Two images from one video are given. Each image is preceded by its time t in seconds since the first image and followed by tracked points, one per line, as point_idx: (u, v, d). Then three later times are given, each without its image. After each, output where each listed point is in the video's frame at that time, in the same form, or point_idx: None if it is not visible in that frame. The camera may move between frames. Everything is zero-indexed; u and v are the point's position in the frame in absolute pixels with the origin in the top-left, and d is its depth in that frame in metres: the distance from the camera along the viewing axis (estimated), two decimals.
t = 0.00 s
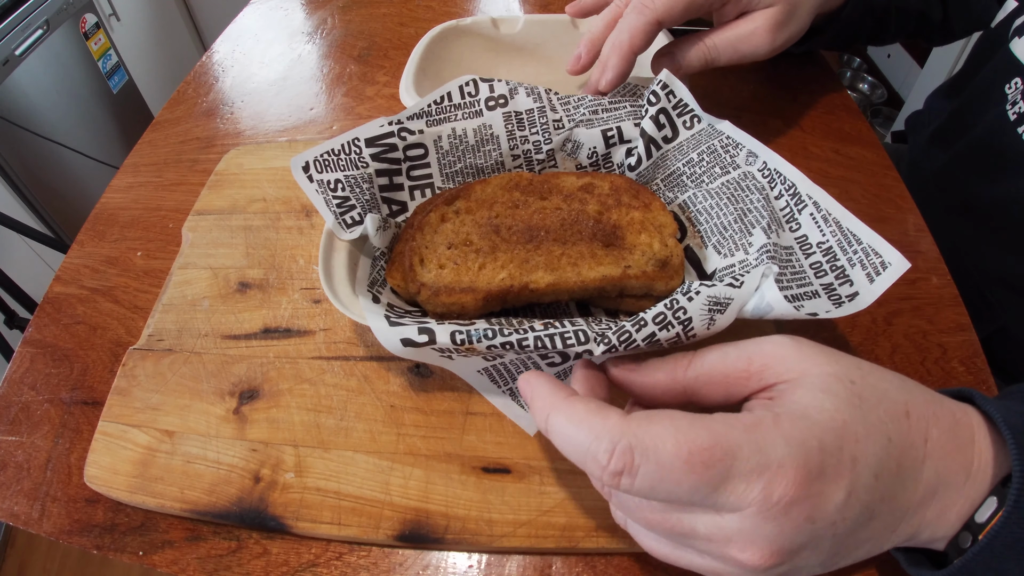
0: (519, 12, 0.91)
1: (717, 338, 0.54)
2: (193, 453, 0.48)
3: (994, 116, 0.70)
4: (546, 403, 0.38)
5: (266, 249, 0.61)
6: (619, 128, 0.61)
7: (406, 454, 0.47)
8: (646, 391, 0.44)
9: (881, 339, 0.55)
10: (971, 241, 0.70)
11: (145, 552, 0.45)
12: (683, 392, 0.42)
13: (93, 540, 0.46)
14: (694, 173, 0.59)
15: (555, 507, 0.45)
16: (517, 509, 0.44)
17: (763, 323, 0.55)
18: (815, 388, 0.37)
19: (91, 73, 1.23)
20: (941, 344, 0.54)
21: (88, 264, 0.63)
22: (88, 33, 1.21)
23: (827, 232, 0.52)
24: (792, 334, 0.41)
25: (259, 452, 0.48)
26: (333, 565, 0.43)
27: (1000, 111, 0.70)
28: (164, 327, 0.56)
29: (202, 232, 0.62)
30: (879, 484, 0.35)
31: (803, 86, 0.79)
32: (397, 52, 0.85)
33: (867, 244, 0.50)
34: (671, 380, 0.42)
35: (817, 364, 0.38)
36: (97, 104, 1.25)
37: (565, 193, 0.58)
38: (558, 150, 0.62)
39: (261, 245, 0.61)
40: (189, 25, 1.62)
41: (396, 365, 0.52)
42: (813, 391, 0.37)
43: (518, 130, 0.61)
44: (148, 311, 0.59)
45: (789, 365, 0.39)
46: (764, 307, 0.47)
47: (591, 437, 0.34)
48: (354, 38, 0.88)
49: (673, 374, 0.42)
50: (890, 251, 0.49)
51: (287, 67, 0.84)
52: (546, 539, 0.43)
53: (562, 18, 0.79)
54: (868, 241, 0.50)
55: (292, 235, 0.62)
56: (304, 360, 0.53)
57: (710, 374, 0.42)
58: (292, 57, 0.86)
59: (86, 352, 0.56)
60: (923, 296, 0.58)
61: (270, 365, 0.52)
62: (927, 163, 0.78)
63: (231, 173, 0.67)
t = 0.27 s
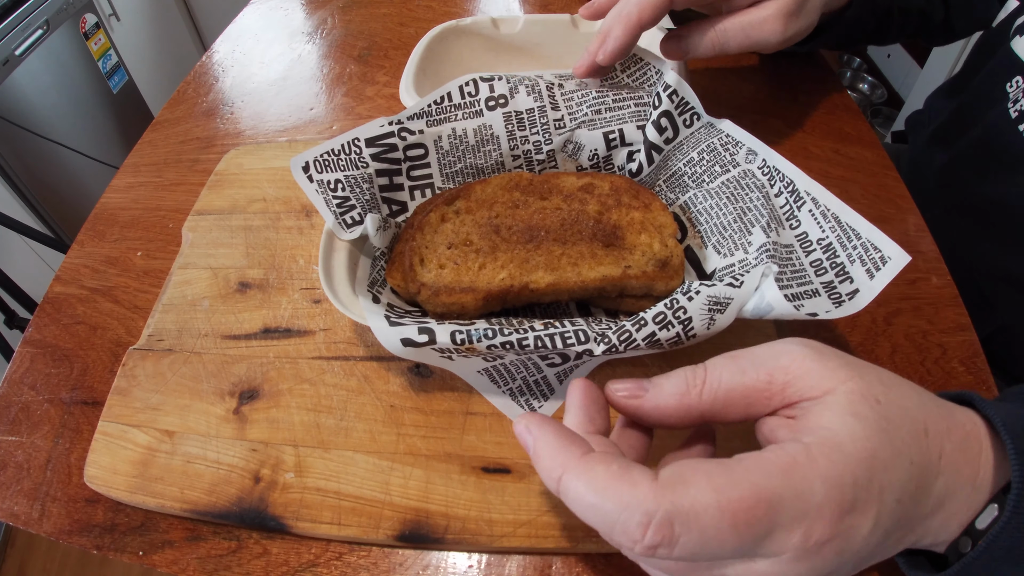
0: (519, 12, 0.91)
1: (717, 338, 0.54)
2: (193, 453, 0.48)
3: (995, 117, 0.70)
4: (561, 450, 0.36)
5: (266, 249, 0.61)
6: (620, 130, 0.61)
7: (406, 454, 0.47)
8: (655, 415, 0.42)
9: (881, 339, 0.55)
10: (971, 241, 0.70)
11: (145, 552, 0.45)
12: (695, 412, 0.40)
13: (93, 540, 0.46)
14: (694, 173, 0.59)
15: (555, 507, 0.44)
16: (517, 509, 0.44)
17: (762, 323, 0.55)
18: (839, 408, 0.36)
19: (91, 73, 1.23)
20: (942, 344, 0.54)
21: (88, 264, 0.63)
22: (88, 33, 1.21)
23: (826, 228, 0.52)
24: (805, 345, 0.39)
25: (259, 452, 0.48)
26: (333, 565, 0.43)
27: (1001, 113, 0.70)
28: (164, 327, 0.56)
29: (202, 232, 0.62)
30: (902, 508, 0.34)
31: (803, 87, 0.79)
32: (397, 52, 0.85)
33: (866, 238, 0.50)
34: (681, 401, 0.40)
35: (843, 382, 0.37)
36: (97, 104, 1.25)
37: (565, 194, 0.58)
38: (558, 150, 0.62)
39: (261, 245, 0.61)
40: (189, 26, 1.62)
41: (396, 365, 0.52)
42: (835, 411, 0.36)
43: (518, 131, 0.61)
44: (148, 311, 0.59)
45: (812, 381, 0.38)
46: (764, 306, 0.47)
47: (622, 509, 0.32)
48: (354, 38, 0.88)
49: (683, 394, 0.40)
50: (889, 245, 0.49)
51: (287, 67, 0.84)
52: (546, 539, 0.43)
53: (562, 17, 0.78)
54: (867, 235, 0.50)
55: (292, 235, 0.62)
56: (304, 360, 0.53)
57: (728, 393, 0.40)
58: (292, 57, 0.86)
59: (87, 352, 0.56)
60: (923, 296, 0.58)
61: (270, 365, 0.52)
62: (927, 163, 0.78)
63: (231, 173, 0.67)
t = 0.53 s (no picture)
0: (519, 12, 0.91)
1: (717, 338, 0.54)
2: (193, 453, 0.48)
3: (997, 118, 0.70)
4: (975, 246, 0.25)
5: (266, 249, 0.61)
6: (622, 133, 0.61)
7: (406, 454, 0.47)
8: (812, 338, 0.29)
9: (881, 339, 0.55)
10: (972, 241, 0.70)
11: (145, 552, 0.45)
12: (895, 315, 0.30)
13: (93, 540, 0.46)
14: (693, 174, 0.59)
15: (555, 507, 0.44)
16: (517, 509, 0.44)
17: (763, 323, 0.55)
18: None
19: (91, 73, 1.23)
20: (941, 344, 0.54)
21: (88, 264, 0.63)
22: (88, 33, 1.21)
23: (823, 220, 0.53)
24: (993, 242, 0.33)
25: (259, 452, 0.48)
26: (333, 565, 0.43)
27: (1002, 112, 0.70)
28: (163, 327, 0.56)
29: (202, 232, 0.62)
30: None
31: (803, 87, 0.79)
32: (397, 52, 0.85)
33: (864, 229, 0.51)
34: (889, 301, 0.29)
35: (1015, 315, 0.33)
36: (98, 105, 1.25)
37: (565, 193, 0.58)
38: (559, 152, 0.62)
39: (261, 245, 0.61)
40: (189, 26, 1.63)
41: (396, 365, 0.52)
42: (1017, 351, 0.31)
43: (518, 132, 0.61)
44: (148, 311, 0.59)
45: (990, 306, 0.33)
46: (765, 305, 0.46)
47: (1023, 347, 0.21)
48: (354, 38, 0.88)
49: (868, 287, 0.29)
50: (886, 233, 0.49)
51: (287, 67, 0.84)
52: (546, 539, 0.43)
53: (562, 17, 0.78)
54: (864, 225, 0.51)
55: (292, 235, 0.62)
56: (304, 360, 0.53)
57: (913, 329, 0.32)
58: (292, 57, 0.86)
59: (87, 352, 0.56)
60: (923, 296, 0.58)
61: (270, 365, 0.52)
62: (928, 163, 0.78)
63: (231, 173, 0.67)
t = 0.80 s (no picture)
0: (519, 12, 0.91)
1: (717, 338, 0.54)
2: (193, 453, 0.48)
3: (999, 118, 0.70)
4: None
5: (266, 249, 0.61)
6: (623, 138, 0.61)
7: (406, 454, 0.47)
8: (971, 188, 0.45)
9: (881, 339, 0.55)
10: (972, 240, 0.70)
11: (145, 552, 0.45)
12: None
13: (93, 540, 0.46)
14: (692, 175, 0.59)
15: (555, 507, 0.44)
16: (517, 509, 0.44)
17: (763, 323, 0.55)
18: None
19: (91, 73, 1.23)
20: (941, 344, 0.54)
21: (88, 264, 0.63)
22: (88, 33, 1.21)
23: (819, 215, 0.53)
24: None
25: (259, 452, 0.48)
26: (333, 565, 0.43)
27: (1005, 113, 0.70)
28: (163, 327, 0.56)
29: (202, 232, 0.62)
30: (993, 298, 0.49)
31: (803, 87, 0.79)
32: (397, 53, 0.85)
33: (860, 222, 0.50)
34: None
35: None
36: (98, 105, 1.25)
37: (565, 193, 0.58)
38: (559, 155, 0.62)
39: (261, 245, 0.61)
40: (189, 26, 1.63)
41: (396, 365, 0.52)
42: None
43: (518, 133, 0.61)
44: (148, 312, 0.59)
45: None
46: (765, 305, 0.46)
47: None
48: (354, 38, 0.88)
49: None
50: (881, 225, 0.49)
51: (287, 67, 0.84)
52: (546, 539, 0.43)
53: (562, 17, 0.78)
54: (861, 218, 0.50)
55: (292, 235, 0.62)
56: (304, 360, 0.53)
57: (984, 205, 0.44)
58: (292, 57, 0.86)
59: (86, 352, 0.56)
60: (923, 296, 0.58)
61: (270, 365, 0.52)
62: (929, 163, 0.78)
63: (231, 173, 0.67)
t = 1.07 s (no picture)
0: (519, 12, 0.91)
1: (717, 338, 0.54)
2: (193, 453, 0.48)
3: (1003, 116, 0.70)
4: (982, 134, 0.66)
5: (266, 249, 0.61)
6: (623, 139, 0.61)
7: (406, 454, 0.47)
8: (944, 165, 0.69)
9: (882, 339, 0.55)
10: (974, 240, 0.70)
11: (145, 552, 0.45)
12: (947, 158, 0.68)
13: (93, 540, 0.46)
14: (692, 175, 0.59)
15: (555, 507, 0.44)
16: (516, 509, 0.44)
17: (763, 323, 0.55)
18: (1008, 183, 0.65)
19: (91, 73, 1.23)
20: (941, 344, 0.54)
21: (88, 264, 0.63)
22: (88, 33, 1.21)
23: (819, 214, 0.53)
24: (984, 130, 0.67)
25: (259, 452, 0.48)
26: (333, 565, 0.43)
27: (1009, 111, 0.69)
28: (163, 327, 0.56)
29: (202, 232, 0.62)
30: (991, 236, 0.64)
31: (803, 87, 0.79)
32: (397, 52, 0.85)
33: (859, 221, 0.50)
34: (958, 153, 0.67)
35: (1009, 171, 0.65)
36: (97, 105, 1.25)
37: (565, 193, 0.58)
38: (559, 155, 0.62)
39: (261, 245, 0.61)
40: (189, 26, 1.63)
41: (396, 365, 0.52)
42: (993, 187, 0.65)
43: (518, 134, 0.61)
44: (148, 312, 0.59)
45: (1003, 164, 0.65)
46: (765, 304, 0.46)
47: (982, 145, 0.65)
48: (354, 38, 0.88)
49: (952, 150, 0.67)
50: (880, 224, 0.49)
51: (287, 67, 0.84)
52: (546, 539, 0.43)
53: (562, 17, 0.78)
54: (860, 217, 0.50)
55: (292, 235, 0.62)
56: (304, 360, 0.53)
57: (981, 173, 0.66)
58: (292, 57, 0.86)
59: (86, 352, 0.56)
60: (923, 296, 0.58)
61: (270, 365, 0.52)
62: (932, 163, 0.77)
63: (231, 173, 0.67)
